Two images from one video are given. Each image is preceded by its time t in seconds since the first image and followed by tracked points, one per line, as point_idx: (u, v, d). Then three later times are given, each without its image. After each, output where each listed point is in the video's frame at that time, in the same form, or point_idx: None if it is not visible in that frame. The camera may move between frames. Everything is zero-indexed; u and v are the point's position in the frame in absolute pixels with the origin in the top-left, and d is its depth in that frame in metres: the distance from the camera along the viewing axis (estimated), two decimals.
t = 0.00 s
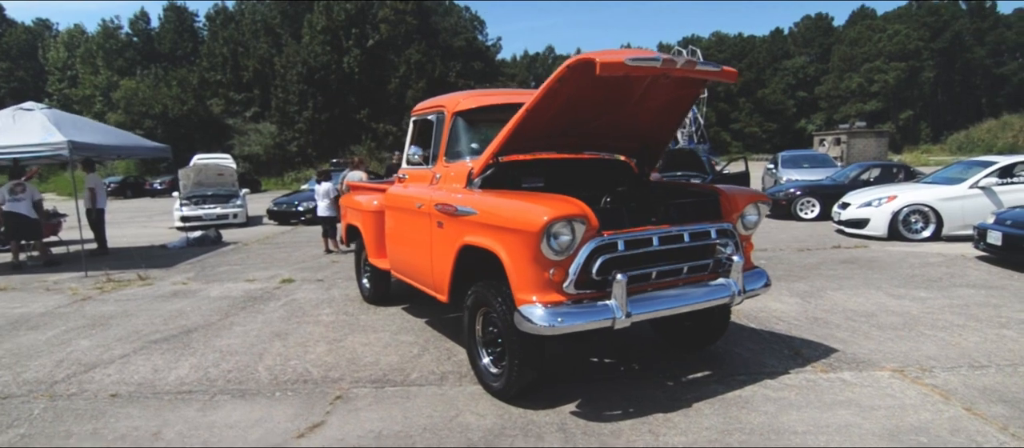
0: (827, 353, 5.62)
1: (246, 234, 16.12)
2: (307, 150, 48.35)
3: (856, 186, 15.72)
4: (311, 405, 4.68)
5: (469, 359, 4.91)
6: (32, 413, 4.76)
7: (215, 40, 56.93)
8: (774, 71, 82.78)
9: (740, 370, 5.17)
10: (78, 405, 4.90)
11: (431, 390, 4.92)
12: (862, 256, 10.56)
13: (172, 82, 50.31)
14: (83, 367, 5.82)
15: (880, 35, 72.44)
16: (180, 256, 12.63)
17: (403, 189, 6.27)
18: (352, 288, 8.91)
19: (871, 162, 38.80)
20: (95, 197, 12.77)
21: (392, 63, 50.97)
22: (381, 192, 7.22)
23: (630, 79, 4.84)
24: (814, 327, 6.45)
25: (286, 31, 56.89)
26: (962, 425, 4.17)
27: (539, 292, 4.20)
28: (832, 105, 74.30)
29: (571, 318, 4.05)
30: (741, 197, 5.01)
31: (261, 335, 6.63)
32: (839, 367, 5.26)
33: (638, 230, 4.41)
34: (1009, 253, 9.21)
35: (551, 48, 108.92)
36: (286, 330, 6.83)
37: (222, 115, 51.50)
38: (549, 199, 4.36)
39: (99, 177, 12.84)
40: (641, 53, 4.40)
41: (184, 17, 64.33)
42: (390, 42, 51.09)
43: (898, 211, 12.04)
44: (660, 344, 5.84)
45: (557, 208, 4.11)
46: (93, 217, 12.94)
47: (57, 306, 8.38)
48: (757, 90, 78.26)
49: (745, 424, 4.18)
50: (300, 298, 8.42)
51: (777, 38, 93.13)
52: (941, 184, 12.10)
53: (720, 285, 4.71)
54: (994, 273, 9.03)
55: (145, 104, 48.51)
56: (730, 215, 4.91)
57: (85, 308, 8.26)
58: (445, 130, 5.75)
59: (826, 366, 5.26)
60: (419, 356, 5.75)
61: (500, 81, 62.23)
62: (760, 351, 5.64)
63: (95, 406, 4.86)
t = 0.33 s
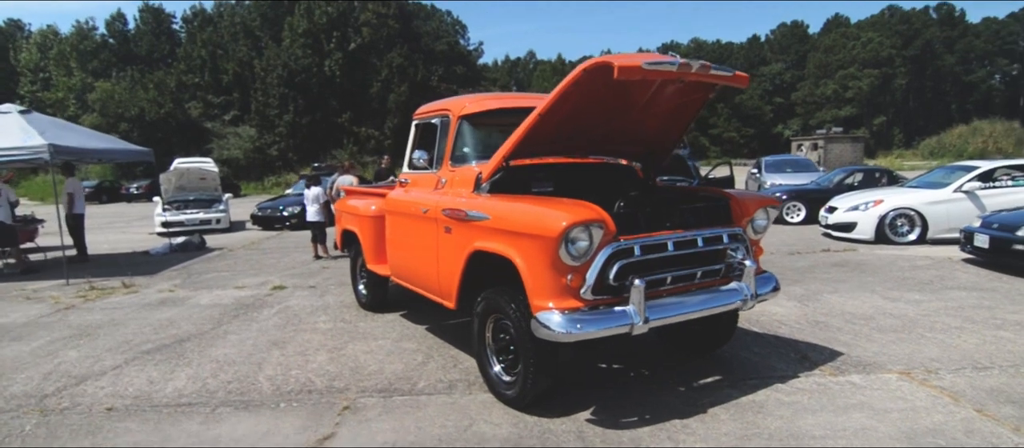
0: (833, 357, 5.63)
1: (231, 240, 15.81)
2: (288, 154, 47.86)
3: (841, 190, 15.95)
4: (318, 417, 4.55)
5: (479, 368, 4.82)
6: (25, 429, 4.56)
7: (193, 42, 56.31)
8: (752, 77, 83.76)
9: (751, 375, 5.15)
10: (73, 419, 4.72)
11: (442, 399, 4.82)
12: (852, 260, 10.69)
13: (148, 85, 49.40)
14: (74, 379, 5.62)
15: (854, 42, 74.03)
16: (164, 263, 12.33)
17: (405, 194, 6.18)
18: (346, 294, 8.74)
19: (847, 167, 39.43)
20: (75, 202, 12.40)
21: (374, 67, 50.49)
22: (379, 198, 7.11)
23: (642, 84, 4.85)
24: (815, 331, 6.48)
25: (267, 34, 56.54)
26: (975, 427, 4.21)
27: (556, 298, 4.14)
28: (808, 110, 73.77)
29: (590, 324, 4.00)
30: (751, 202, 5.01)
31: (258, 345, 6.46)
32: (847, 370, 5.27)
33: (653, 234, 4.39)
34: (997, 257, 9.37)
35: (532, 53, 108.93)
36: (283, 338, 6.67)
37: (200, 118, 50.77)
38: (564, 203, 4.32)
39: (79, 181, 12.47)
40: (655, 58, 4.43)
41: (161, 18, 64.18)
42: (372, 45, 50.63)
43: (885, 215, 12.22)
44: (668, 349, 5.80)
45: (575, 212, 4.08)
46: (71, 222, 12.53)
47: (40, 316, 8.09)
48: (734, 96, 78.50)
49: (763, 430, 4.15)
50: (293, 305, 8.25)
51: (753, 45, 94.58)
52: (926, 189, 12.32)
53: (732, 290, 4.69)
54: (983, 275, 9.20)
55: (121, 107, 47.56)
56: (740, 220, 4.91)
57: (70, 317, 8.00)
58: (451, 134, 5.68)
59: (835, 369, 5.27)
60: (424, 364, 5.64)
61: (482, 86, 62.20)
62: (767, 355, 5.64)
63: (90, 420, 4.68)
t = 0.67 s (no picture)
0: (840, 360, 5.66)
1: (217, 245, 15.52)
2: (270, 158, 47.30)
3: (828, 195, 16.19)
4: (329, 427, 4.45)
5: (492, 374, 4.75)
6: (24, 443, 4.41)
7: (173, 45, 55.94)
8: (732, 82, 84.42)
9: (761, 380, 5.15)
10: (73, 431, 4.56)
11: (454, 407, 4.75)
12: (845, 263, 10.81)
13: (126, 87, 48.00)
14: (69, 389, 5.45)
15: (831, 49, 75.34)
16: (150, 268, 12.07)
17: (409, 199, 6.12)
18: (343, 301, 8.59)
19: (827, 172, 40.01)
20: (57, 206, 12.11)
21: (358, 70, 49.90)
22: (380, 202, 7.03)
23: (654, 89, 4.83)
24: (818, 334, 6.52)
25: (249, 38, 56.64)
26: (988, 429, 4.24)
27: (573, 304, 4.10)
28: (787, 116, 76.25)
29: (608, 329, 3.96)
30: (761, 206, 5.02)
31: (258, 352, 6.33)
32: (855, 373, 5.30)
33: (669, 238, 4.36)
34: (986, 260, 9.55)
35: (514, 58, 108.66)
36: (284, 346, 6.53)
37: (180, 121, 50.04)
38: (580, 208, 4.27)
39: (61, 185, 12.20)
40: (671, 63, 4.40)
41: (140, 20, 63.96)
42: (356, 49, 50.19)
43: (874, 219, 12.40)
44: (675, 354, 5.79)
45: (595, 217, 4.03)
46: (54, 227, 12.24)
47: (25, 324, 7.84)
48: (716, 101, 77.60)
49: (782, 434, 4.14)
50: (289, 311, 8.11)
51: (733, 52, 95.79)
52: (912, 193, 12.52)
53: (745, 295, 4.69)
54: (973, 277, 9.37)
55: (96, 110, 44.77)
56: (751, 225, 4.91)
57: (58, 325, 7.79)
58: (457, 138, 5.62)
59: (843, 373, 5.29)
60: (431, 372, 5.56)
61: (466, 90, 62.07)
62: (775, 359, 5.65)
63: (91, 433, 4.53)
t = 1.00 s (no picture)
0: (847, 363, 5.67)
1: (205, 249, 15.23)
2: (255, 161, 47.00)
3: (817, 199, 16.38)
4: (340, 434, 4.35)
5: (504, 380, 4.69)
6: None
7: (154, 45, 55.10)
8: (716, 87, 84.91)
9: (773, 384, 5.13)
10: (71, 441, 4.41)
11: (467, 413, 4.67)
12: (840, 267, 10.88)
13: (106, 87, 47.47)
14: (64, 398, 5.27)
15: (811, 55, 76.33)
16: (138, 273, 11.81)
17: (414, 201, 6.04)
18: (340, 305, 8.45)
19: (810, 177, 40.47)
20: (41, 209, 11.81)
21: (343, 72, 49.34)
22: (382, 205, 6.94)
23: (668, 90, 4.81)
24: (823, 337, 6.52)
25: (232, 38, 56.02)
26: (1002, 431, 4.26)
27: (592, 308, 4.05)
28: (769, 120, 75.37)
29: (629, 333, 3.91)
30: (773, 209, 5.01)
31: (258, 358, 6.18)
32: (864, 377, 5.32)
33: (686, 240, 4.33)
34: (978, 263, 9.66)
35: (499, 62, 108.29)
36: (284, 352, 6.39)
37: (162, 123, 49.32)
38: (598, 210, 4.23)
39: (45, 187, 11.91)
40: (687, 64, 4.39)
41: (120, 20, 62.92)
42: (342, 51, 49.56)
43: (865, 223, 12.53)
44: (684, 359, 5.76)
45: (615, 219, 3.99)
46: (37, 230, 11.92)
47: (10, 330, 7.58)
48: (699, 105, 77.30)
49: (800, 439, 4.12)
50: (286, 316, 7.95)
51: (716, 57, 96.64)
52: (902, 197, 12.69)
53: (760, 298, 4.67)
54: (965, 281, 9.50)
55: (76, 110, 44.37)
56: (764, 227, 4.89)
57: (46, 331, 7.55)
58: (465, 139, 5.55)
59: (852, 376, 5.31)
60: (439, 377, 5.47)
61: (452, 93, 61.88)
62: (784, 363, 5.64)
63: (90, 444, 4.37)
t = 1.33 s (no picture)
0: (854, 365, 5.68)
1: (192, 250, 14.96)
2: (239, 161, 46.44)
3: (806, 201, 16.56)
4: (352, 440, 4.26)
5: (517, 384, 4.62)
6: None
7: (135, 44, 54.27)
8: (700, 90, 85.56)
9: (784, 385, 5.13)
10: None
11: (479, 417, 4.60)
12: (834, 268, 10.99)
13: (86, 85, 46.69)
14: (59, 404, 5.11)
15: (793, 59, 77.28)
16: (125, 274, 11.54)
17: (419, 201, 5.96)
18: (338, 308, 8.32)
19: (793, 179, 40.96)
20: (25, 210, 11.53)
21: (329, 72, 48.90)
22: (384, 205, 6.85)
23: (682, 91, 4.81)
24: (826, 339, 6.55)
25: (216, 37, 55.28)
26: (1014, 431, 4.29)
27: (610, 309, 4.00)
28: (751, 124, 75.62)
29: (650, 335, 3.87)
30: (785, 211, 5.01)
31: (258, 362, 6.06)
32: (872, 378, 5.34)
33: (703, 241, 4.31)
34: (969, 264, 9.80)
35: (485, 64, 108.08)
36: (285, 355, 6.27)
37: (144, 122, 48.58)
38: (615, 211, 4.19)
39: (29, 187, 11.62)
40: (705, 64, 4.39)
41: (100, 18, 61.85)
42: (328, 51, 49.03)
43: (856, 225, 12.66)
44: (692, 361, 5.73)
45: (637, 219, 3.95)
46: (24, 231, 11.66)
47: None
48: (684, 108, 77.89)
49: (817, 441, 4.11)
50: (284, 319, 7.81)
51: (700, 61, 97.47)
52: (891, 199, 12.84)
53: (774, 300, 4.66)
54: (957, 281, 9.64)
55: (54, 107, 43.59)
56: (777, 229, 4.89)
57: (35, 335, 7.33)
58: (474, 139, 5.48)
59: (861, 378, 5.32)
60: (446, 381, 5.39)
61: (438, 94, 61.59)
62: (791, 365, 5.64)
63: None
